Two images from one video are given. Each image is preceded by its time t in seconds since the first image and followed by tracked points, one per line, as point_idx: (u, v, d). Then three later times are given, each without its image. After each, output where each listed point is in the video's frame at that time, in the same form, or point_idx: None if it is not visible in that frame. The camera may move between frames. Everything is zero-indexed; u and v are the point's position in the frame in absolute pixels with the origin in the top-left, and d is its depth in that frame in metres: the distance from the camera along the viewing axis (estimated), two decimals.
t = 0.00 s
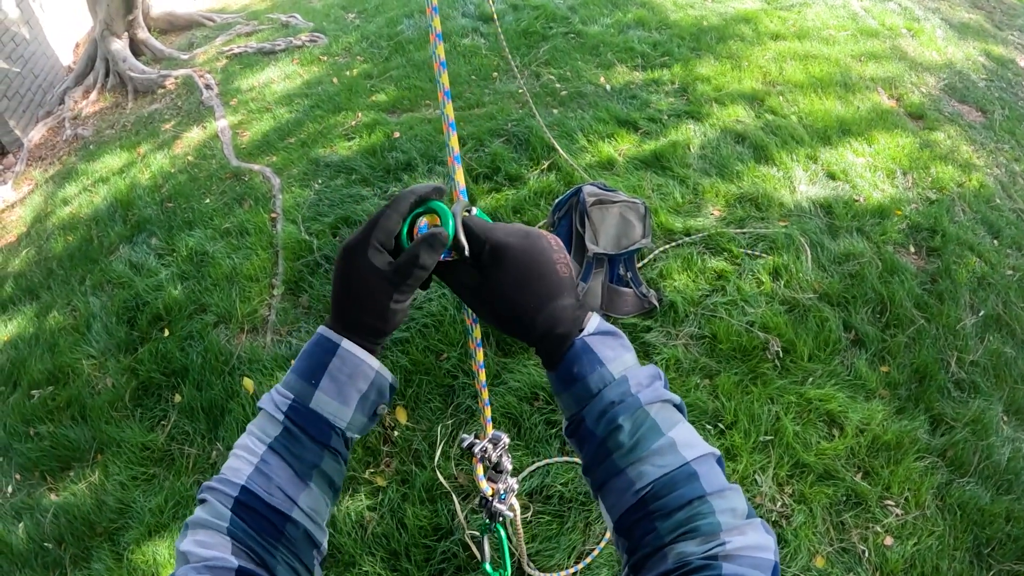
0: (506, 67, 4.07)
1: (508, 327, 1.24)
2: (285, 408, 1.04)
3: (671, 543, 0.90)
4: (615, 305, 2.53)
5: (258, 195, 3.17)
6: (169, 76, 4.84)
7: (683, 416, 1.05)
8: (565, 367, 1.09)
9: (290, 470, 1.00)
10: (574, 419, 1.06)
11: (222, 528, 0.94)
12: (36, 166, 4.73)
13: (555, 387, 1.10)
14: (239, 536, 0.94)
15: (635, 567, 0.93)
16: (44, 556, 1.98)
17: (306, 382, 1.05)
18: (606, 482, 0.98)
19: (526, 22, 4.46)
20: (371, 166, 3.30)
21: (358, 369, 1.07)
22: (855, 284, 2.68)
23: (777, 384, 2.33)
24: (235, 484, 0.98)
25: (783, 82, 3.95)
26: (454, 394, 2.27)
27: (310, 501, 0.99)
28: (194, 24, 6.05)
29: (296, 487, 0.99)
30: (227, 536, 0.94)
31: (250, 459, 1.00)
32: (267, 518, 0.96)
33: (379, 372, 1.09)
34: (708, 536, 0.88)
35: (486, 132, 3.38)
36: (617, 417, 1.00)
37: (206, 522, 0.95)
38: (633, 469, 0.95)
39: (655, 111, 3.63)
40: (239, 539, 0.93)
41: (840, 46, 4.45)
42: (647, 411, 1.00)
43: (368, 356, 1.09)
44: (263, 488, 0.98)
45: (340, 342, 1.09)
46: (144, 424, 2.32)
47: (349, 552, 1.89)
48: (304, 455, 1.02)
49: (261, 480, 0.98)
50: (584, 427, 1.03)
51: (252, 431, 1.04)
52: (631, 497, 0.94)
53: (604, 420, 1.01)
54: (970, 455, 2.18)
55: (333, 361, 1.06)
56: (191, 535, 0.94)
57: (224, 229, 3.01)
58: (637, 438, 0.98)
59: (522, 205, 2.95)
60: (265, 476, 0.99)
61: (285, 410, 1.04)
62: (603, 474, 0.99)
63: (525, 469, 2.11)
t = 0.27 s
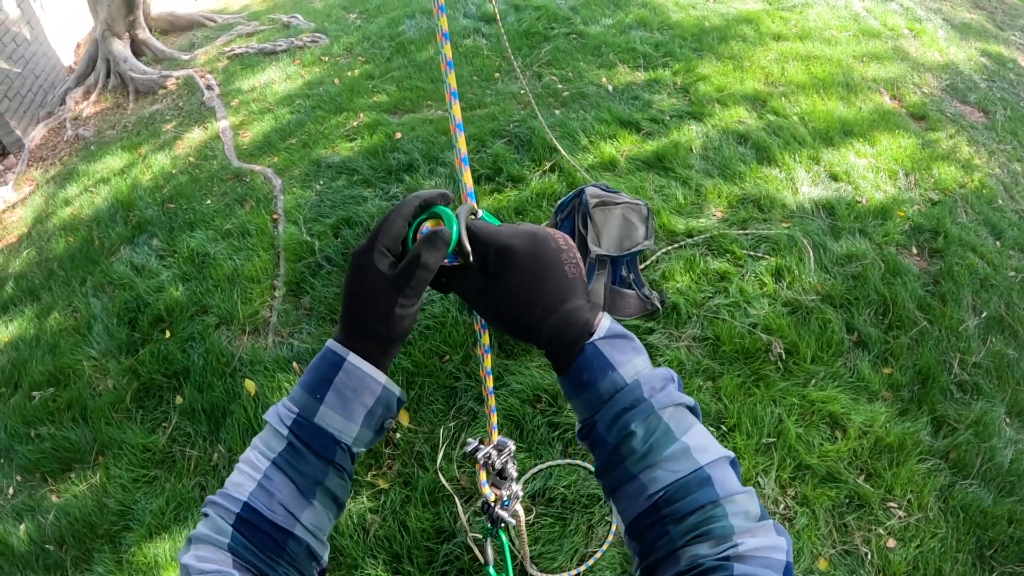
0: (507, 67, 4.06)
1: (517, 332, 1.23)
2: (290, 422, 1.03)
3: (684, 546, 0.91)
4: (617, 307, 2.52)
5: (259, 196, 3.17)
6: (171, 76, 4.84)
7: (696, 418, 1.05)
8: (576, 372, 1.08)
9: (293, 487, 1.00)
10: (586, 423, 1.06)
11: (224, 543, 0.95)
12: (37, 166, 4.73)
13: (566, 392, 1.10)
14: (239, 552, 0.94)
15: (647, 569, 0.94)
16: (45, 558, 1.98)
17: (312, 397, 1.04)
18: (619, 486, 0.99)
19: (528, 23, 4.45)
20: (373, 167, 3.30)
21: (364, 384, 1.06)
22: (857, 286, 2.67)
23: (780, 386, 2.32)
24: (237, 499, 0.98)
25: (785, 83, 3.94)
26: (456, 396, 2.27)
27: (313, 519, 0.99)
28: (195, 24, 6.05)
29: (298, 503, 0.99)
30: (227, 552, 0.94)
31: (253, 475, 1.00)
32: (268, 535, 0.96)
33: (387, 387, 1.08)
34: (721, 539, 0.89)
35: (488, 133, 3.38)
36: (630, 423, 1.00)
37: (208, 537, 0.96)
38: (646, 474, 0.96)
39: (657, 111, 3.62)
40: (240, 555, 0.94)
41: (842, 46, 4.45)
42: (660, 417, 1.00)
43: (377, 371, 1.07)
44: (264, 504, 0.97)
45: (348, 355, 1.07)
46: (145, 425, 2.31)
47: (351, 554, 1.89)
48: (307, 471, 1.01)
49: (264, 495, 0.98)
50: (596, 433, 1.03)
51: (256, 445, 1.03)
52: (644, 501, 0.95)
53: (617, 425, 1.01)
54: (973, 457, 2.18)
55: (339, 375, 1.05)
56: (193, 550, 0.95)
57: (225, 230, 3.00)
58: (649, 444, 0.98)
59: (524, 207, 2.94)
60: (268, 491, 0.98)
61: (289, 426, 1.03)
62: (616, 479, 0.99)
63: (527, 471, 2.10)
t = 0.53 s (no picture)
0: (509, 67, 4.06)
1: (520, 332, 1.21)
2: (302, 425, 1.01)
3: (697, 547, 0.90)
4: (619, 308, 2.51)
5: (260, 196, 3.16)
6: (171, 76, 4.83)
7: (707, 415, 1.03)
8: (582, 372, 1.07)
9: (304, 489, 0.97)
10: (594, 425, 1.05)
11: (235, 543, 0.93)
12: (38, 167, 4.72)
13: (573, 392, 1.09)
14: (251, 552, 0.92)
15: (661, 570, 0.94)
16: (45, 559, 1.97)
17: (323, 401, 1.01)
18: (629, 488, 0.98)
19: (530, 23, 4.45)
20: (374, 167, 3.29)
21: (376, 389, 1.03)
22: (860, 286, 2.67)
23: (783, 387, 2.32)
24: (249, 500, 0.96)
25: (787, 83, 3.94)
26: (458, 397, 2.26)
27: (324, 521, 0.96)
28: (196, 24, 6.04)
29: (310, 505, 0.97)
30: (239, 552, 0.92)
31: (265, 476, 0.98)
32: (280, 535, 0.94)
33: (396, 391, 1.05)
34: (734, 539, 0.88)
35: (490, 133, 3.37)
36: (639, 423, 0.99)
37: (220, 537, 0.94)
38: (657, 476, 0.95)
39: (659, 112, 3.62)
40: (252, 555, 0.92)
41: (844, 47, 4.44)
42: (670, 416, 0.99)
43: (388, 375, 1.05)
44: (276, 505, 0.95)
45: (358, 360, 1.05)
46: (147, 426, 2.30)
47: (354, 556, 1.88)
48: (319, 474, 0.98)
49: (276, 497, 0.96)
50: (604, 434, 1.02)
51: (268, 448, 1.01)
52: (655, 503, 0.95)
53: (625, 427, 1.00)
54: (976, 458, 2.17)
55: (350, 379, 1.03)
56: (205, 550, 0.93)
57: (226, 230, 3.00)
58: (660, 445, 0.97)
59: (526, 207, 2.94)
60: (279, 493, 0.96)
61: (302, 429, 1.01)
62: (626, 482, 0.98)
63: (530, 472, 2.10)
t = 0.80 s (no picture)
0: (510, 68, 4.06)
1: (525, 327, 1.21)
2: (322, 432, 1.03)
3: (688, 537, 0.91)
4: (621, 307, 2.53)
5: (262, 197, 3.17)
6: (173, 76, 4.84)
7: (704, 411, 1.05)
8: (585, 365, 1.10)
9: (325, 494, 0.99)
10: (594, 417, 1.07)
11: (259, 545, 0.94)
12: (40, 167, 4.73)
13: (574, 385, 1.11)
14: (275, 554, 0.94)
15: (651, 560, 0.94)
16: (49, 559, 1.98)
17: (344, 407, 1.04)
18: (627, 478, 1.00)
19: (531, 24, 4.45)
20: (376, 168, 3.30)
21: (394, 396, 1.05)
22: (861, 287, 2.67)
23: (784, 387, 2.32)
24: (270, 504, 0.97)
25: (788, 84, 3.95)
26: (460, 397, 2.27)
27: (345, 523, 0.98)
28: (197, 25, 6.05)
29: (331, 508, 0.98)
30: (262, 554, 0.94)
31: (286, 481, 1.00)
32: (303, 537, 0.95)
33: (416, 397, 1.08)
34: (726, 529, 0.89)
35: (492, 134, 3.38)
36: (638, 414, 1.01)
37: (243, 540, 0.95)
38: (652, 466, 0.97)
39: (660, 112, 3.62)
40: (276, 557, 0.94)
41: (844, 47, 4.45)
42: (668, 409, 1.01)
43: (407, 382, 1.08)
44: (298, 508, 0.97)
45: (379, 368, 1.07)
46: (150, 426, 2.31)
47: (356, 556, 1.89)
48: (340, 479, 1.00)
49: (297, 501, 0.97)
50: (604, 425, 1.05)
51: (288, 454, 1.03)
52: (650, 492, 0.96)
53: (625, 417, 1.02)
54: (977, 457, 2.18)
55: (371, 386, 1.05)
56: (228, 553, 0.95)
57: (229, 231, 3.01)
58: (657, 436, 0.99)
59: (528, 208, 2.94)
60: (300, 497, 0.98)
61: (322, 435, 1.03)
62: (623, 472, 1.00)
63: (532, 472, 2.10)
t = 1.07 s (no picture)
0: (511, 68, 4.07)
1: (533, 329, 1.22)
2: (309, 454, 1.00)
3: (690, 546, 0.91)
4: (622, 307, 2.53)
5: (264, 197, 3.17)
6: (174, 76, 4.84)
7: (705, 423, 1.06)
8: (590, 372, 1.10)
9: (319, 515, 0.97)
10: (599, 424, 1.07)
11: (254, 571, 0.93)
12: (40, 167, 4.73)
13: (578, 395, 1.12)
14: None
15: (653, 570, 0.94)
16: (51, 558, 1.98)
17: (330, 429, 1.00)
18: (628, 487, 1.00)
19: (532, 24, 4.46)
20: (377, 168, 3.30)
21: (386, 415, 1.01)
22: (862, 287, 2.68)
23: (785, 387, 2.33)
24: (263, 529, 0.96)
25: (789, 84, 3.95)
26: (462, 397, 2.27)
27: (342, 543, 0.97)
28: (198, 25, 6.05)
29: (327, 530, 0.97)
30: None
31: (277, 505, 0.98)
32: (297, 561, 0.94)
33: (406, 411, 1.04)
34: (727, 539, 0.89)
35: (493, 134, 3.38)
36: (642, 423, 1.02)
37: (236, 567, 0.94)
38: (655, 475, 0.97)
39: (661, 112, 3.63)
40: None
41: (845, 47, 4.45)
42: (670, 419, 1.02)
43: (396, 399, 1.03)
44: (291, 533, 0.95)
45: (366, 391, 1.02)
46: (151, 426, 2.32)
47: (358, 555, 1.89)
48: (334, 501, 0.98)
49: (291, 525, 0.96)
50: (607, 434, 1.05)
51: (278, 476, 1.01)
52: (652, 502, 0.96)
53: (628, 426, 1.02)
54: (977, 457, 2.18)
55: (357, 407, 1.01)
56: None
57: (230, 230, 3.01)
58: (659, 446, 0.99)
59: (529, 207, 2.95)
60: (294, 522, 0.96)
61: (310, 457, 1.00)
62: (625, 480, 1.00)
63: (534, 471, 2.11)
